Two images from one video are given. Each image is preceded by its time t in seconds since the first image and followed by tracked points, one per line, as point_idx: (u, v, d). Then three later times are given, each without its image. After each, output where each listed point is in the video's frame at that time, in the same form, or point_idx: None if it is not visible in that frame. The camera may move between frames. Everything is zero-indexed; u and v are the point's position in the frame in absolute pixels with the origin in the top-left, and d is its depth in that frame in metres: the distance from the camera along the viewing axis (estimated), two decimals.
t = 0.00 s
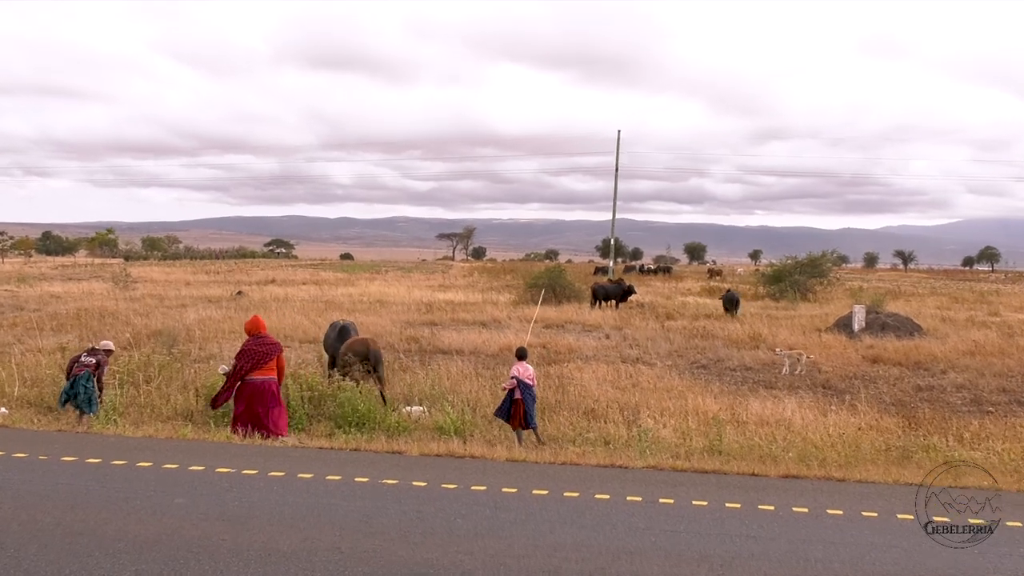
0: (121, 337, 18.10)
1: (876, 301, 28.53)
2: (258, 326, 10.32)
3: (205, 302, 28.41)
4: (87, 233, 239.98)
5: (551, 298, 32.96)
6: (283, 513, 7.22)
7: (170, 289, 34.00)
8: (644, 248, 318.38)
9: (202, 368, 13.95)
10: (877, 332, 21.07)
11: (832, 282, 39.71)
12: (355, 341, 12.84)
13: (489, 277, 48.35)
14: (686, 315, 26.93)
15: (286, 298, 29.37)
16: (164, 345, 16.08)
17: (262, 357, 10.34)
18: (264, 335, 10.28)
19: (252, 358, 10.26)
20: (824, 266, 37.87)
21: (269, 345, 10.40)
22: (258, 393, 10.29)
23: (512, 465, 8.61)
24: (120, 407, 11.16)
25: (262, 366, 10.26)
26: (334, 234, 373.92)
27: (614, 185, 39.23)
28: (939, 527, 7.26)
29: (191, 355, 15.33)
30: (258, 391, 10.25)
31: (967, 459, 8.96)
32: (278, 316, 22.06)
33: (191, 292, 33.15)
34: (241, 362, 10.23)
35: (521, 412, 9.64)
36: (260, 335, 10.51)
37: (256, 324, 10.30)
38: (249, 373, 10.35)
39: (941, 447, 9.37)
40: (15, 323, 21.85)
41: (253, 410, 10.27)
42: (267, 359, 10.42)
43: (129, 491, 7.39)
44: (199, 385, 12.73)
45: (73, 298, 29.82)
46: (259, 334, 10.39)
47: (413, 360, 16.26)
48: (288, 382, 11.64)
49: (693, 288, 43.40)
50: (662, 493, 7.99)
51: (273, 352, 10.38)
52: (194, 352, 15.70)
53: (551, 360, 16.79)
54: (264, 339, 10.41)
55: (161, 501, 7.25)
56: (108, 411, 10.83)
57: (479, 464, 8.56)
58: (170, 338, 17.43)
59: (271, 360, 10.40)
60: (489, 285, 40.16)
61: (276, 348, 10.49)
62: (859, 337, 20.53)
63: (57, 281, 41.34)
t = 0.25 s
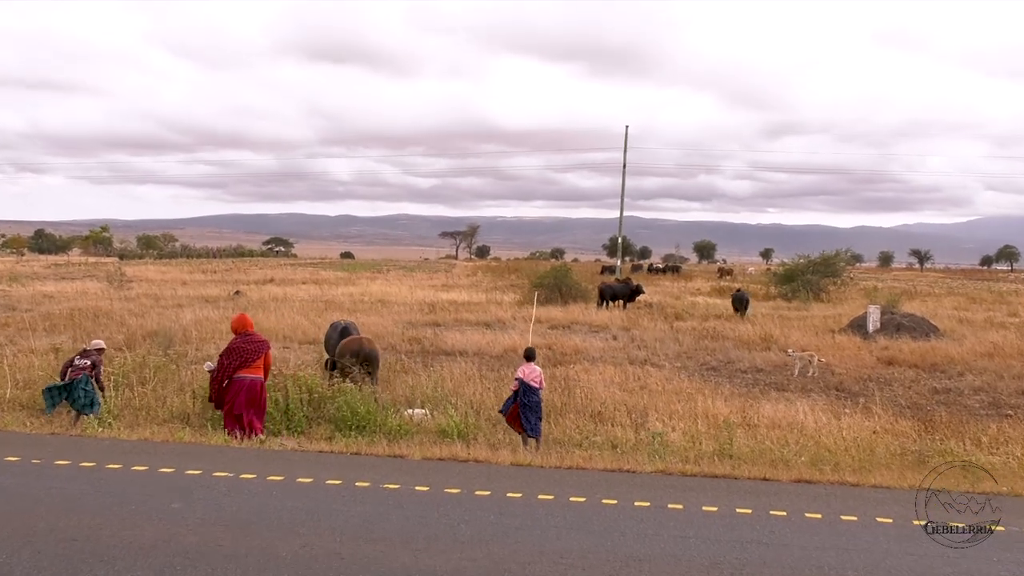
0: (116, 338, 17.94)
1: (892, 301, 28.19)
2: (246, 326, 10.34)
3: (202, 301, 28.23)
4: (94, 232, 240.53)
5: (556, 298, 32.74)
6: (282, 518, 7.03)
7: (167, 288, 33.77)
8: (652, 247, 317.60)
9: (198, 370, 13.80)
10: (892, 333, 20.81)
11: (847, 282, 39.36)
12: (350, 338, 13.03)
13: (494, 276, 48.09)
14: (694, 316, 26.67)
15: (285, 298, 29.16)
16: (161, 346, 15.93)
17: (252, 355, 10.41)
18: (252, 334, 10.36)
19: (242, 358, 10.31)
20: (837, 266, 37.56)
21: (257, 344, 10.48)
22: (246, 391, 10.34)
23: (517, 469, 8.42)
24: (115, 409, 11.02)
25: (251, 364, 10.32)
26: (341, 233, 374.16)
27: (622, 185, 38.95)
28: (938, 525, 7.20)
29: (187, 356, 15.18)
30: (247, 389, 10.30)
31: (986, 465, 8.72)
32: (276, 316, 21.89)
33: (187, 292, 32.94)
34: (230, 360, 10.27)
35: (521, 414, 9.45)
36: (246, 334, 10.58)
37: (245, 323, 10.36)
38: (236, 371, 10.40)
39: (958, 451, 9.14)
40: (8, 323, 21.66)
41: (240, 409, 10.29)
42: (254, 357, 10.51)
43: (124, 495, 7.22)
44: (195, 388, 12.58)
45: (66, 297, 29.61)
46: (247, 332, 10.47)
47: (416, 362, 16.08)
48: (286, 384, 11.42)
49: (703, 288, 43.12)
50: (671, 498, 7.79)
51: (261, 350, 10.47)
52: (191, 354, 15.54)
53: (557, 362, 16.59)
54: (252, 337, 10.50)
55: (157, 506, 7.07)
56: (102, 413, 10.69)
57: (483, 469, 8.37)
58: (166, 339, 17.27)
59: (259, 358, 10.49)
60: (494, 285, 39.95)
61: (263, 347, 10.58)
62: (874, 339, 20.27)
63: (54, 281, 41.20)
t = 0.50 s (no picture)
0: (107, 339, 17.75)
1: (911, 301, 27.83)
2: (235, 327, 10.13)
3: (197, 301, 28.01)
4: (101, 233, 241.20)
5: (563, 298, 32.47)
6: (281, 524, 6.82)
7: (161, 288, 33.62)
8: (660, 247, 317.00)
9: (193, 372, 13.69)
10: (910, 334, 20.51)
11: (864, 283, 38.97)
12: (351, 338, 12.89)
13: (500, 275, 47.90)
14: (705, 316, 26.37)
15: (283, 297, 28.97)
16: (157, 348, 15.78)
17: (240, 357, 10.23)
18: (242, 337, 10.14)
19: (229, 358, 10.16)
20: (854, 265, 36.96)
21: (249, 346, 10.34)
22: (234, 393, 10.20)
23: (522, 474, 8.19)
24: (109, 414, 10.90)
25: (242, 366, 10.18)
26: (349, 234, 374.77)
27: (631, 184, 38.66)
28: (939, 526, 7.08)
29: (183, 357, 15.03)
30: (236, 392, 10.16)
31: (1006, 471, 8.46)
32: (273, 316, 21.70)
33: (180, 291, 32.67)
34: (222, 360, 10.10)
35: (527, 416, 9.23)
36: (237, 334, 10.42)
37: (236, 325, 10.16)
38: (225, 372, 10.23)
39: (978, 457, 8.87)
40: None
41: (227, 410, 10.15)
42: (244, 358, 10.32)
43: (117, 500, 7.03)
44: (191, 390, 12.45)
45: (55, 297, 29.40)
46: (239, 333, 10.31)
47: (419, 363, 15.88)
48: (284, 385, 11.20)
49: (714, 287, 42.76)
50: (682, 504, 7.55)
51: (253, 352, 10.34)
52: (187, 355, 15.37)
53: (564, 363, 16.35)
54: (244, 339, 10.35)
55: (151, 511, 6.87)
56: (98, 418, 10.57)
57: (487, 473, 8.15)
58: (162, 340, 17.09)
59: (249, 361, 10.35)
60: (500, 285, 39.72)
61: (253, 348, 10.45)
62: (891, 340, 19.96)
63: (49, 280, 40.98)
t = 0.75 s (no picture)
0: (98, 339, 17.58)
1: (932, 301, 27.48)
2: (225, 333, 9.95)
3: (193, 301, 27.80)
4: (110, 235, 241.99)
5: (571, 297, 32.21)
6: (280, 530, 6.60)
7: (151, 287, 33.56)
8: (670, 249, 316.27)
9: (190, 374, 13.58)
10: (931, 334, 20.21)
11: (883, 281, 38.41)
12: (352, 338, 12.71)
13: (507, 274, 47.67)
14: (717, 316, 26.06)
15: (283, 297, 28.79)
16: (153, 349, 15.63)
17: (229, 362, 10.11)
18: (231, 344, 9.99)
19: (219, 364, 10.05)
20: (872, 263, 36.49)
21: (239, 350, 10.22)
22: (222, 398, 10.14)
23: (529, 480, 7.96)
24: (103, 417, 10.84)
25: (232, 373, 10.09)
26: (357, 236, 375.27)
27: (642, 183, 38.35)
28: (933, 524, 7.00)
29: (179, 358, 14.88)
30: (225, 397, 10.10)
31: None
32: (271, 315, 21.52)
33: (176, 289, 32.47)
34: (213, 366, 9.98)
35: (536, 418, 9.00)
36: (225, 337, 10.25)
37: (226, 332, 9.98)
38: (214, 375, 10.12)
39: (1001, 462, 8.59)
40: None
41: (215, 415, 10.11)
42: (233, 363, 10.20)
43: (111, 506, 6.83)
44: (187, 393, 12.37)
45: (49, 296, 29.25)
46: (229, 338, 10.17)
47: (422, 365, 15.68)
48: (284, 387, 11.02)
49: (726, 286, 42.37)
50: (694, 511, 7.29)
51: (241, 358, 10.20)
52: (184, 356, 15.21)
53: (573, 365, 16.10)
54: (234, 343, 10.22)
55: (145, 518, 6.66)
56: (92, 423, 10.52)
57: (493, 479, 7.92)
58: (158, 341, 16.94)
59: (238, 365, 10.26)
60: (506, 284, 39.47)
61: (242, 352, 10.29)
62: (910, 341, 19.63)
63: (43, 279, 40.76)
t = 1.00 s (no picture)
0: (91, 339, 17.42)
1: (952, 300, 27.05)
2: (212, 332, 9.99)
3: (190, 300, 27.62)
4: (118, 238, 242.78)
5: (579, 296, 31.93)
6: (279, 537, 6.39)
7: (148, 285, 33.30)
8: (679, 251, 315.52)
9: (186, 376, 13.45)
10: (953, 334, 19.86)
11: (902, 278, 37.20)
12: (355, 338, 12.60)
13: (514, 272, 47.40)
14: (730, 316, 25.71)
15: (283, 296, 28.62)
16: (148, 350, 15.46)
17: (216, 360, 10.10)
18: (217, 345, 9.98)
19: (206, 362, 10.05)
20: (891, 260, 35.80)
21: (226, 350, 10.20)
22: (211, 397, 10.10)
23: (537, 485, 7.73)
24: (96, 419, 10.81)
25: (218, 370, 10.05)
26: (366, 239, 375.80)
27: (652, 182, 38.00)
28: (936, 525, 6.87)
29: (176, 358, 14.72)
30: (211, 396, 10.05)
31: None
32: (270, 315, 21.35)
33: (173, 288, 32.30)
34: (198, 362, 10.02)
35: (547, 422, 8.76)
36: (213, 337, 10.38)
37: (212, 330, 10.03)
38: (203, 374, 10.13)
39: None
40: None
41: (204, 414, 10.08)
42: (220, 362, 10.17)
43: (105, 511, 6.64)
44: (181, 396, 12.34)
45: (44, 295, 29.09)
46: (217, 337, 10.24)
47: (425, 366, 15.46)
48: (283, 388, 10.89)
49: (740, 285, 41.93)
50: (707, 517, 7.05)
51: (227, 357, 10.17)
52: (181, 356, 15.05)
53: (582, 366, 15.86)
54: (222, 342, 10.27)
55: (140, 524, 6.46)
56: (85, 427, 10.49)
57: (499, 484, 7.70)
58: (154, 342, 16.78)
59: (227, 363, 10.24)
60: (512, 282, 39.19)
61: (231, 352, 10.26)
62: (931, 342, 19.28)
63: (36, 277, 40.54)
